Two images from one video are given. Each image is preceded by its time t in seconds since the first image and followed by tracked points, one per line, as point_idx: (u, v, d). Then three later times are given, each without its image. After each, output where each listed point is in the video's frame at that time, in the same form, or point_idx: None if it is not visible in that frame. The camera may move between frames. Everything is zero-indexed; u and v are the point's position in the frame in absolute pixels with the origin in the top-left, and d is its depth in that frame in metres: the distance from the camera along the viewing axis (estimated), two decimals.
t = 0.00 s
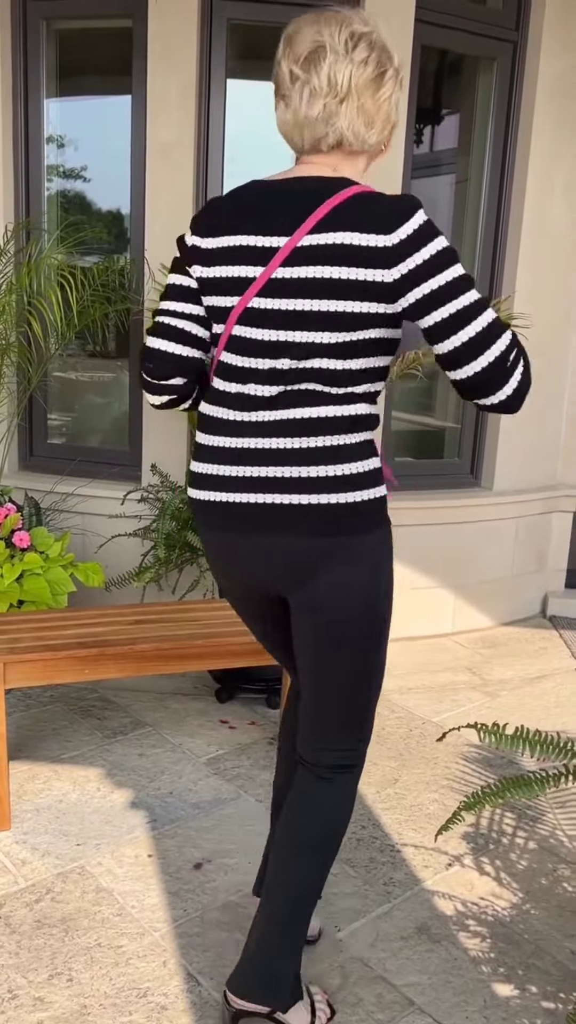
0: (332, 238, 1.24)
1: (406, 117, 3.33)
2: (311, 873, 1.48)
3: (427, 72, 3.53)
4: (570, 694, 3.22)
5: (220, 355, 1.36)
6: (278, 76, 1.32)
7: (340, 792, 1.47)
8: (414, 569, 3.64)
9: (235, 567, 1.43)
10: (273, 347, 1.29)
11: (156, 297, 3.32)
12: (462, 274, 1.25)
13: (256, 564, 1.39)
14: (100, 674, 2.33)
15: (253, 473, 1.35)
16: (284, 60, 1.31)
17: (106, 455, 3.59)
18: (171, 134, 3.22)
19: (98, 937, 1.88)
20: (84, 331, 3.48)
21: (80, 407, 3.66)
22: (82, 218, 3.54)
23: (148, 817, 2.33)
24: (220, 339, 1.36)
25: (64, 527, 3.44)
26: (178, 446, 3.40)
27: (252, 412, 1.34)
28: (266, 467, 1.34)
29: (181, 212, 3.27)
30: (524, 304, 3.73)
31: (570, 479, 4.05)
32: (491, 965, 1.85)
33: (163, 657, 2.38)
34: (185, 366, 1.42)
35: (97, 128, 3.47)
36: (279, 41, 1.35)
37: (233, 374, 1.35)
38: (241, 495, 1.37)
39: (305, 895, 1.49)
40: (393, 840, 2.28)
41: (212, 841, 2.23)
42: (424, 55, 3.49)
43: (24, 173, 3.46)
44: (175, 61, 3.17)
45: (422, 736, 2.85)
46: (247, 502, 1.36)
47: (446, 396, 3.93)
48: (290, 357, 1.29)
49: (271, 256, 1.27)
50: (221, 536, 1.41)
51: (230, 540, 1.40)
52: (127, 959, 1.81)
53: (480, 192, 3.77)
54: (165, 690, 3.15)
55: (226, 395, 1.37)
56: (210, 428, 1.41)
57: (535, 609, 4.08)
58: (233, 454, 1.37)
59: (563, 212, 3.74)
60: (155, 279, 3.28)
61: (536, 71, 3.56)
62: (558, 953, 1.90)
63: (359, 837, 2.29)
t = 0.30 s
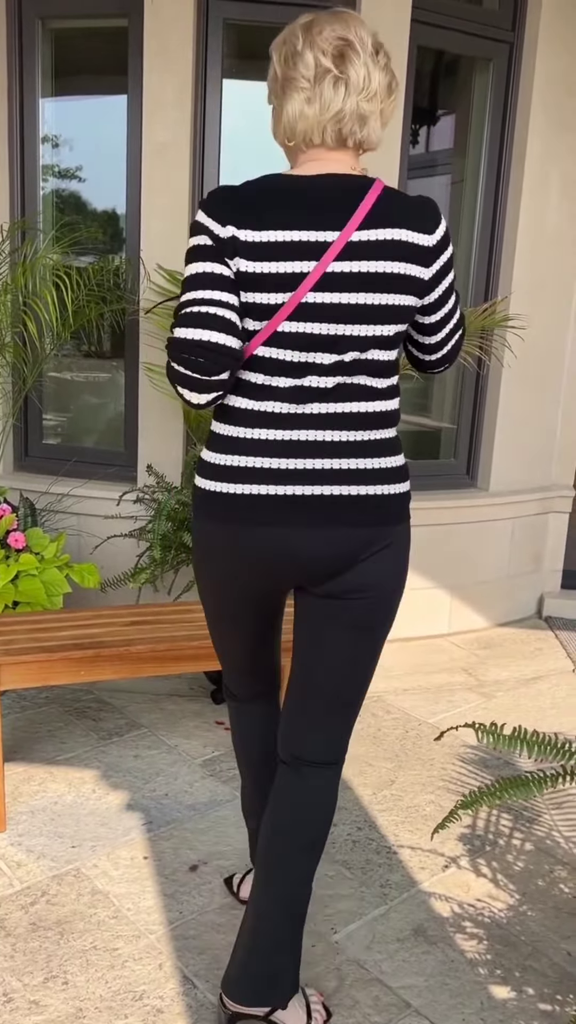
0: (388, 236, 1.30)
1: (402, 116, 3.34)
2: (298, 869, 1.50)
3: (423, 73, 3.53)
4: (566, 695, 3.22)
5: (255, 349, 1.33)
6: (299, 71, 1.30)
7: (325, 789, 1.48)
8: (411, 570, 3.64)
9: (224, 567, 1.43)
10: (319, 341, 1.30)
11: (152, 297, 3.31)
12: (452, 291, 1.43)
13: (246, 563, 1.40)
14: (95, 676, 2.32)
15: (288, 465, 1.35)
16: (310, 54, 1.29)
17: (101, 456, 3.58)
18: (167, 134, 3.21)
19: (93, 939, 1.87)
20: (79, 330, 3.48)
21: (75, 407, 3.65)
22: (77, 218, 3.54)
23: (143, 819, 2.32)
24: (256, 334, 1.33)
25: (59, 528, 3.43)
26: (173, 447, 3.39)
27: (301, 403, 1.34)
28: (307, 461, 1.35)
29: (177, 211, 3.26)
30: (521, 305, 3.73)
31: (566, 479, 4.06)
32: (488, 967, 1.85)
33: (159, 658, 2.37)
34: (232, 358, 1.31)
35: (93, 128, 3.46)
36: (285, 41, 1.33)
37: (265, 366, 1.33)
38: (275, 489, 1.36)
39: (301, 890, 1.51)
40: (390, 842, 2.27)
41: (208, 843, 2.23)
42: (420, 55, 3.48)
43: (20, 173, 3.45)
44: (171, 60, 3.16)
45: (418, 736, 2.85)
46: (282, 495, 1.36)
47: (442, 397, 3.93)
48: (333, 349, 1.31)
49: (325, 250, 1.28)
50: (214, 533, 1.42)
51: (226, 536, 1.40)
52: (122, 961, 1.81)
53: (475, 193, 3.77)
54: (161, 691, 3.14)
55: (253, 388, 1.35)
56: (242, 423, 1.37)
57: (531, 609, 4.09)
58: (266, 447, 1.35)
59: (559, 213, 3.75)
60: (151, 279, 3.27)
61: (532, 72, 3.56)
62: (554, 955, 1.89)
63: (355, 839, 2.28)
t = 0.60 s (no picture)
0: (404, 250, 1.43)
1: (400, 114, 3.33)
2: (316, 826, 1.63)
3: (419, 73, 3.53)
4: (563, 694, 3.22)
5: (280, 352, 1.39)
6: (316, 75, 1.35)
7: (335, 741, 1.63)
8: (407, 570, 3.63)
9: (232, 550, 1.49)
10: (341, 344, 1.39)
11: (148, 296, 3.30)
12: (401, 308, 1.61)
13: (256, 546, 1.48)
14: (91, 675, 2.31)
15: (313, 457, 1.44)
16: (324, 60, 1.36)
17: (97, 455, 3.57)
18: (162, 132, 3.20)
19: (89, 940, 1.86)
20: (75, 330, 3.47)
21: (71, 407, 3.64)
22: (73, 217, 3.52)
23: (139, 819, 2.31)
24: (280, 340, 1.39)
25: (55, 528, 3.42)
26: (169, 446, 3.38)
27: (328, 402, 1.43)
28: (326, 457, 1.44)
29: (173, 210, 3.25)
30: (517, 305, 3.73)
31: (562, 479, 4.05)
32: (485, 967, 1.84)
33: (156, 658, 2.36)
34: (220, 373, 1.46)
35: (88, 127, 3.45)
36: (284, 45, 1.37)
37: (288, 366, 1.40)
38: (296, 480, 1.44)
39: (312, 861, 1.63)
40: (386, 842, 2.27)
41: (205, 843, 2.22)
42: (417, 55, 3.48)
43: (15, 172, 3.44)
44: (168, 58, 3.16)
45: (414, 736, 2.85)
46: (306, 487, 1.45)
47: (438, 397, 3.93)
48: (352, 353, 1.41)
49: (345, 263, 1.36)
50: (225, 519, 1.48)
51: (241, 523, 1.47)
52: (118, 962, 1.80)
53: (471, 194, 3.77)
54: (157, 690, 3.14)
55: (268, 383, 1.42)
56: (270, 419, 1.43)
57: (527, 609, 4.09)
58: (288, 441, 1.43)
59: (555, 213, 3.75)
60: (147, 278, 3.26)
61: (528, 72, 3.56)
62: (551, 955, 1.89)
63: (351, 839, 2.28)
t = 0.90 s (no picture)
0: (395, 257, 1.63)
1: (397, 111, 3.32)
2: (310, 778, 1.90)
3: (416, 72, 3.53)
4: (559, 693, 3.23)
5: (327, 355, 1.57)
6: (326, 89, 1.51)
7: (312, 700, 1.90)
8: (404, 569, 3.63)
9: (252, 540, 1.63)
10: (365, 344, 1.62)
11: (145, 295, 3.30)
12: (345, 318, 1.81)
13: (284, 534, 1.64)
14: (87, 674, 2.30)
15: (334, 451, 1.63)
16: (328, 74, 1.52)
17: (93, 455, 3.56)
18: (158, 130, 3.20)
19: (86, 940, 1.86)
20: (71, 328, 3.45)
21: (67, 406, 3.63)
22: (69, 215, 3.51)
23: (136, 819, 2.31)
24: (327, 342, 1.57)
25: (51, 527, 3.42)
26: (165, 445, 3.37)
27: (353, 399, 1.64)
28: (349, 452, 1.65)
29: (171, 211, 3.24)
30: (513, 305, 3.73)
31: (559, 478, 4.06)
32: (482, 966, 1.84)
33: (153, 657, 2.36)
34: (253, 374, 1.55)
35: (84, 124, 3.44)
36: (287, 64, 1.50)
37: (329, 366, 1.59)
38: (324, 474, 1.63)
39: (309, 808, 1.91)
40: (383, 841, 2.27)
41: (201, 842, 2.22)
42: (414, 54, 3.48)
43: (11, 170, 3.43)
44: (165, 53, 3.15)
45: (411, 735, 2.85)
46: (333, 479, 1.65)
47: (435, 396, 3.92)
48: (370, 352, 1.64)
49: (375, 271, 1.57)
50: (250, 511, 1.63)
51: (271, 514, 1.62)
52: (115, 962, 1.79)
53: (468, 193, 3.76)
54: (154, 690, 3.13)
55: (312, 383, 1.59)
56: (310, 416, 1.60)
57: (524, 608, 4.09)
58: (316, 434, 1.61)
59: (552, 211, 3.74)
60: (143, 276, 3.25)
61: (526, 71, 3.56)
62: (549, 954, 1.89)
63: (348, 838, 2.28)
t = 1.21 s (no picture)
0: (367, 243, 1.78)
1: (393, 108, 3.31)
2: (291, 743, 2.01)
3: (412, 69, 3.52)
4: (555, 691, 3.23)
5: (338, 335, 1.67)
6: (317, 93, 1.63)
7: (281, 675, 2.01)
8: (400, 568, 3.63)
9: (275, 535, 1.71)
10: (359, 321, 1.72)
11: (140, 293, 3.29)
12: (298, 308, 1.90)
13: (312, 517, 1.73)
14: (83, 672, 2.30)
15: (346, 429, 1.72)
16: (313, 77, 1.63)
17: (89, 453, 3.55)
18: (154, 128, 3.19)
19: (81, 938, 1.85)
20: (66, 326, 3.45)
21: (63, 404, 3.63)
22: (65, 213, 3.51)
23: (131, 816, 2.31)
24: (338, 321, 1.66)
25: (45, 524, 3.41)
26: (160, 443, 3.37)
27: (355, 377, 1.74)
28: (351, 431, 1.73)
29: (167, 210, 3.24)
30: (509, 304, 3.73)
31: (554, 477, 4.06)
32: (477, 963, 1.84)
33: (148, 656, 2.35)
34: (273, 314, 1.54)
35: (79, 122, 3.43)
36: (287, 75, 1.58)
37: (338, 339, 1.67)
38: (336, 453, 1.72)
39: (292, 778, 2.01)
40: (379, 839, 2.26)
41: (196, 840, 2.22)
42: (410, 51, 3.48)
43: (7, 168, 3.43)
44: (160, 49, 3.14)
45: (407, 732, 2.85)
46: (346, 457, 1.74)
47: (430, 395, 3.92)
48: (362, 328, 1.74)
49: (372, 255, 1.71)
50: (270, 500, 1.71)
51: (293, 510, 1.71)
52: (110, 960, 1.79)
53: (465, 191, 3.76)
54: (149, 688, 3.13)
55: (320, 358, 1.65)
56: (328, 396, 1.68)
57: (520, 606, 4.09)
58: (332, 415, 1.69)
59: (548, 209, 3.74)
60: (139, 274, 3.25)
61: (523, 69, 3.56)
62: (544, 951, 1.89)
63: (344, 836, 2.27)
